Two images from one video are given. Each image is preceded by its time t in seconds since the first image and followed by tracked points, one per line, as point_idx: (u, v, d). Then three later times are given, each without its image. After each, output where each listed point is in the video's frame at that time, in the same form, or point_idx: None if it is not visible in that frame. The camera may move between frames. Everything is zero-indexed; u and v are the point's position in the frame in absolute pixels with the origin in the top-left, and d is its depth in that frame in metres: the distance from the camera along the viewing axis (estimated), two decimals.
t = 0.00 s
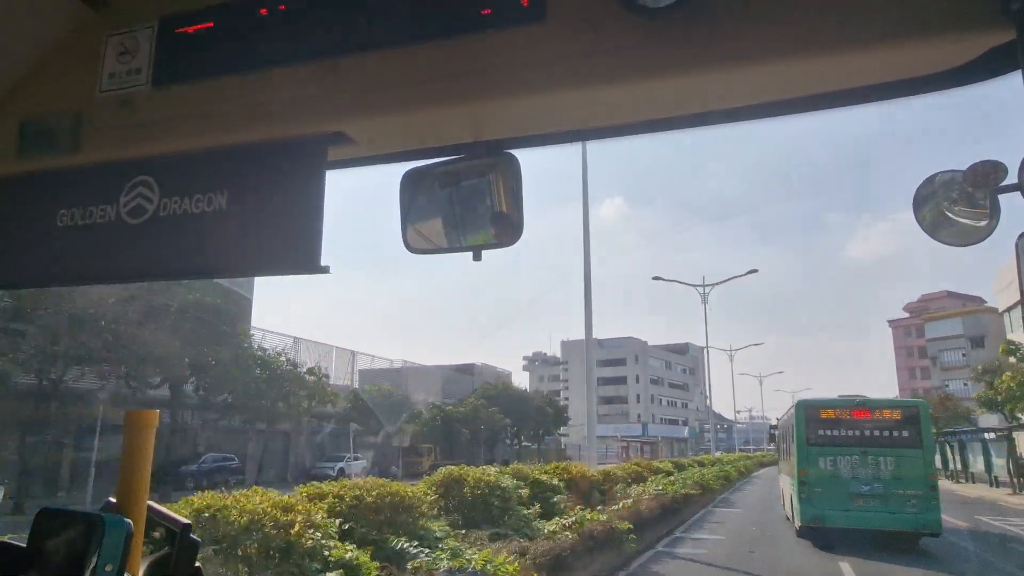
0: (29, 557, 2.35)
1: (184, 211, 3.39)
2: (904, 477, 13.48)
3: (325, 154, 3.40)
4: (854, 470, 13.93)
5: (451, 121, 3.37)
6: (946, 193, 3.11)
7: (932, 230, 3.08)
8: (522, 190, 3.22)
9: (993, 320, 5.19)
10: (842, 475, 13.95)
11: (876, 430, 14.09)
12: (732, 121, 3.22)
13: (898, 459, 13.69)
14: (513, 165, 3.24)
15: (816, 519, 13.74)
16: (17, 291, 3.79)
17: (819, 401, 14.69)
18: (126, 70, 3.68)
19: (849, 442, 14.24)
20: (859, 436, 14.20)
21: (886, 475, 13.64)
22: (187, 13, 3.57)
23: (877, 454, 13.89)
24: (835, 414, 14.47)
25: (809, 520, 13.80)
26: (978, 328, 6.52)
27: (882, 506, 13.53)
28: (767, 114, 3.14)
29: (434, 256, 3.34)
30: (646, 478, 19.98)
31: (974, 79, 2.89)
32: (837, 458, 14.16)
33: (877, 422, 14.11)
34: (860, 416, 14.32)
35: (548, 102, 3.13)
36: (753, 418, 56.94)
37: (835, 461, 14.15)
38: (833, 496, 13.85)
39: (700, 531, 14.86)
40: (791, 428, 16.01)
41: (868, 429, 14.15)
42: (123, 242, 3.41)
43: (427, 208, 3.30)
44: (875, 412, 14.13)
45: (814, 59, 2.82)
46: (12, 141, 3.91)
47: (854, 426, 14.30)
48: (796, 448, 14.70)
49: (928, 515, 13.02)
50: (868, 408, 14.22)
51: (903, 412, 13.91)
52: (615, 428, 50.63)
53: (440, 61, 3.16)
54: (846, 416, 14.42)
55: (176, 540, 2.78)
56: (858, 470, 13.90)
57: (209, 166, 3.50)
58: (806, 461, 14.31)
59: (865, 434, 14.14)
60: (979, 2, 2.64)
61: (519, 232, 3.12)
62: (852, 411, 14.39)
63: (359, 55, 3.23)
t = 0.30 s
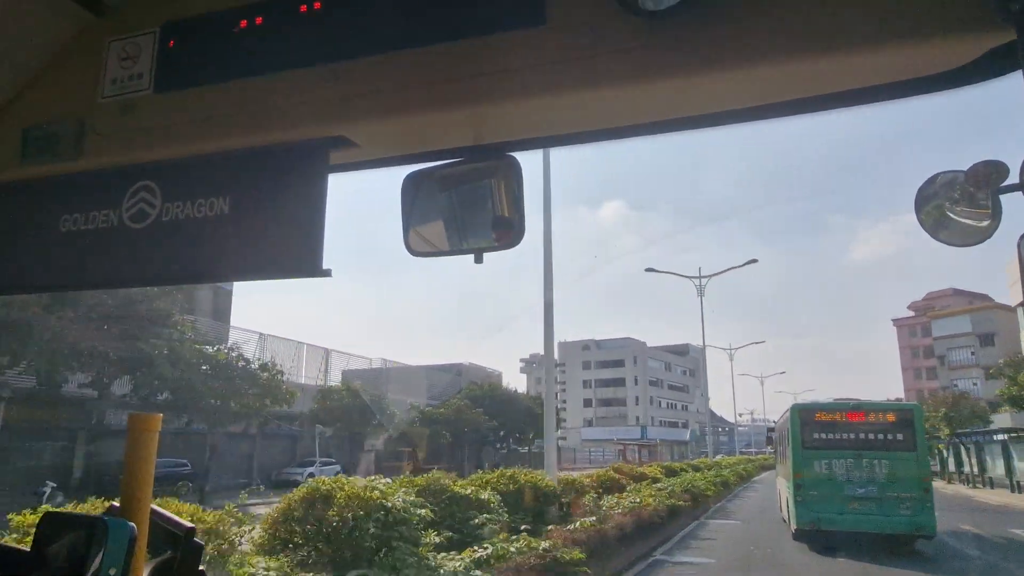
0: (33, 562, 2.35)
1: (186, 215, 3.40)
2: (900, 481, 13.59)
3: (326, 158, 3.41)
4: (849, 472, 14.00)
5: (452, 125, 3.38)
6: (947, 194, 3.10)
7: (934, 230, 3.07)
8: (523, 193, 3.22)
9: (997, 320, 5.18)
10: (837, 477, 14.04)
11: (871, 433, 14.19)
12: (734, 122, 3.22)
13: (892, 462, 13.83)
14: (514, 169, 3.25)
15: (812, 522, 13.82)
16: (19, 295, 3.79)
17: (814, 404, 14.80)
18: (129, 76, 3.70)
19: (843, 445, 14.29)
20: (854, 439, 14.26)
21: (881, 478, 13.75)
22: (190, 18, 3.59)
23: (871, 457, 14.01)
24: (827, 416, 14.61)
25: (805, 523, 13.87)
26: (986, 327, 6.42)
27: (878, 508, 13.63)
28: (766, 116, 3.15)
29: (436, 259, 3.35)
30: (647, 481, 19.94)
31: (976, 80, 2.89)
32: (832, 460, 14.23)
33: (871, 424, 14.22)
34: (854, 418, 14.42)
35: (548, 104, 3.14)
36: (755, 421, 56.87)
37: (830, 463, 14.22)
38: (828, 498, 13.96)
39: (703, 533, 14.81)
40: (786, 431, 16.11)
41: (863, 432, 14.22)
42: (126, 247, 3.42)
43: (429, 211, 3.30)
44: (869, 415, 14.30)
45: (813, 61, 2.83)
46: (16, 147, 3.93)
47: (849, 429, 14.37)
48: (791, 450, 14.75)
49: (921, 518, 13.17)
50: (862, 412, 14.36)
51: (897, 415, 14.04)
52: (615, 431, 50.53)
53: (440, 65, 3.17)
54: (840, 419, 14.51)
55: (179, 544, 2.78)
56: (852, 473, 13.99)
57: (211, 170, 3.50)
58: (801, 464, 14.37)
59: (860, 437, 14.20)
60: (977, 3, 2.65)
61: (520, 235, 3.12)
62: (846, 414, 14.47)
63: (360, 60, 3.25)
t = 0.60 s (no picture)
0: (35, 564, 2.35)
1: (189, 219, 3.40)
2: (894, 482, 13.59)
3: (329, 161, 3.41)
4: (844, 474, 13.94)
5: (454, 129, 3.39)
6: (951, 197, 3.10)
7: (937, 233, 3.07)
8: (526, 196, 3.22)
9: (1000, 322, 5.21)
10: (833, 480, 13.99)
11: (867, 435, 14.14)
12: (736, 125, 3.22)
13: (887, 464, 13.78)
14: (516, 172, 3.24)
15: (807, 523, 13.79)
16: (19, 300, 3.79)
17: (811, 407, 14.74)
18: (131, 80, 3.71)
19: (839, 448, 14.24)
20: (849, 441, 14.21)
21: (876, 480, 13.70)
22: (193, 23, 3.60)
23: (866, 459, 13.93)
24: (825, 419, 14.52)
25: (800, 524, 13.84)
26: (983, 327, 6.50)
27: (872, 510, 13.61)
28: (768, 119, 3.15)
29: (438, 262, 3.35)
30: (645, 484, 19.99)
31: (979, 83, 2.89)
32: (827, 463, 14.17)
33: (867, 427, 14.17)
34: (849, 421, 14.36)
35: (551, 107, 3.14)
36: (754, 423, 56.99)
37: (825, 466, 14.16)
38: (823, 500, 13.92)
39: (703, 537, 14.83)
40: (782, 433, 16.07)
41: (859, 435, 14.18)
42: (129, 252, 3.42)
43: (431, 214, 3.30)
44: (864, 418, 14.27)
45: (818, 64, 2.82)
46: (19, 152, 3.93)
47: (844, 431, 14.31)
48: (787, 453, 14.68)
49: (915, 520, 13.24)
50: (857, 414, 14.31)
51: (891, 418, 14.08)
52: (615, 433, 50.67)
53: (443, 68, 3.17)
54: (835, 421, 14.45)
55: (182, 549, 2.78)
56: (847, 475, 13.92)
57: (213, 175, 3.51)
58: (797, 466, 14.31)
59: (856, 439, 14.16)
60: (983, 5, 2.64)
61: (522, 239, 3.12)
62: (842, 416, 14.42)
63: (362, 64, 3.25)
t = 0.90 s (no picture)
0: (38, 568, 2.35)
1: (192, 223, 3.41)
2: (887, 486, 13.60)
3: (331, 165, 3.42)
4: (838, 477, 13.97)
5: (456, 132, 3.39)
6: (953, 200, 3.10)
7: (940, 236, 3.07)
8: (528, 199, 3.23)
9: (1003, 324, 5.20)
10: (827, 482, 14.04)
11: (861, 438, 14.15)
12: (738, 128, 3.22)
13: (880, 467, 13.79)
14: (518, 176, 3.25)
15: (801, 526, 13.81)
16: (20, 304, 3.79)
17: (805, 410, 14.66)
18: (134, 85, 3.73)
19: (833, 451, 14.28)
20: (844, 444, 14.23)
21: (869, 483, 13.73)
22: (196, 28, 3.63)
23: (859, 462, 13.96)
24: (818, 422, 14.50)
25: (794, 527, 13.86)
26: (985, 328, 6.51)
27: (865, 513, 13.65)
28: (767, 122, 3.16)
29: (440, 266, 3.35)
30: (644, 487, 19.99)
31: (981, 86, 2.90)
32: (821, 465, 14.22)
33: (861, 429, 14.18)
34: (843, 424, 14.34)
35: (552, 111, 3.14)
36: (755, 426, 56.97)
37: (819, 468, 14.20)
38: (817, 503, 13.95)
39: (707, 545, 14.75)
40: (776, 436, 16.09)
41: (853, 437, 14.19)
42: (132, 256, 3.43)
43: (433, 218, 3.31)
44: (857, 421, 14.25)
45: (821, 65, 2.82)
46: (21, 156, 3.94)
47: (838, 434, 14.33)
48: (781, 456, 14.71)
49: (909, 523, 13.18)
50: (851, 417, 14.29)
51: (884, 421, 14.06)
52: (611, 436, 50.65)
53: (445, 71, 3.18)
54: (829, 424, 14.45)
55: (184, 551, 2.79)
56: (841, 478, 13.96)
57: (216, 178, 3.51)
58: (791, 469, 14.34)
59: (850, 442, 14.18)
60: (984, 7, 2.65)
61: (524, 243, 3.13)
62: (836, 419, 14.41)
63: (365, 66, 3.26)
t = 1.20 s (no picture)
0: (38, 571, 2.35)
1: (194, 225, 3.41)
2: (878, 489, 13.49)
3: (334, 167, 3.41)
4: (830, 480, 13.91)
5: (458, 135, 3.39)
6: (955, 202, 3.10)
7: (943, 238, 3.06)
8: (530, 204, 3.24)
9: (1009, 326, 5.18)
10: (819, 485, 13.92)
11: (853, 442, 14.19)
12: (739, 130, 3.22)
13: (872, 470, 13.74)
14: (521, 179, 3.25)
15: (793, 528, 13.67)
16: (21, 306, 3.79)
17: (795, 413, 14.83)
18: (136, 87, 3.75)
19: (825, 454, 14.27)
20: (836, 448, 14.26)
21: (861, 487, 13.64)
22: (199, 31, 3.64)
23: (851, 466, 13.92)
24: (810, 425, 14.58)
25: (786, 530, 13.71)
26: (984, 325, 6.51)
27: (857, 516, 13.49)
28: (769, 124, 3.16)
29: (442, 270, 3.34)
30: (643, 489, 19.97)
31: (985, 87, 2.89)
32: (813, 469, 14.16)
33: (853, 433, 14.22)
34: (835, 428, 14.41)
35: (554, 114, 3.14)
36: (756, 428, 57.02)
37: (811, 472, 14.13)
38: (810, 506, 13.79)
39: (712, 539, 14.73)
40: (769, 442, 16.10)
41: (846, 441, 14.24)
42: (134, 258, 3.43)
43: (434, 222, 3.31)
44: (849, 425, 14.29)
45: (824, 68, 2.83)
46: (25, 158, 3.94)
47: (830, 438, 14.38)
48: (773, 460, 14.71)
49: (900, 526, 12.94)
50: (842, 421, 14.34)
51: (876, 424, 14.08)
52: (609, 437, 50.58)
53: (447, 74, 3.19)
54: (823, 428, 14.49)
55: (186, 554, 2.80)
56: (833, 481, 13.89)
57: (218, 181, 3.52)
58: (784, 472, 14.28)
59: (843, 445, 14.22)
60: (987, 9, 2.65)
61: (525, 246, 3.12)
62: (827, 423, 14.46)
63: (368, 69, 3.27)
